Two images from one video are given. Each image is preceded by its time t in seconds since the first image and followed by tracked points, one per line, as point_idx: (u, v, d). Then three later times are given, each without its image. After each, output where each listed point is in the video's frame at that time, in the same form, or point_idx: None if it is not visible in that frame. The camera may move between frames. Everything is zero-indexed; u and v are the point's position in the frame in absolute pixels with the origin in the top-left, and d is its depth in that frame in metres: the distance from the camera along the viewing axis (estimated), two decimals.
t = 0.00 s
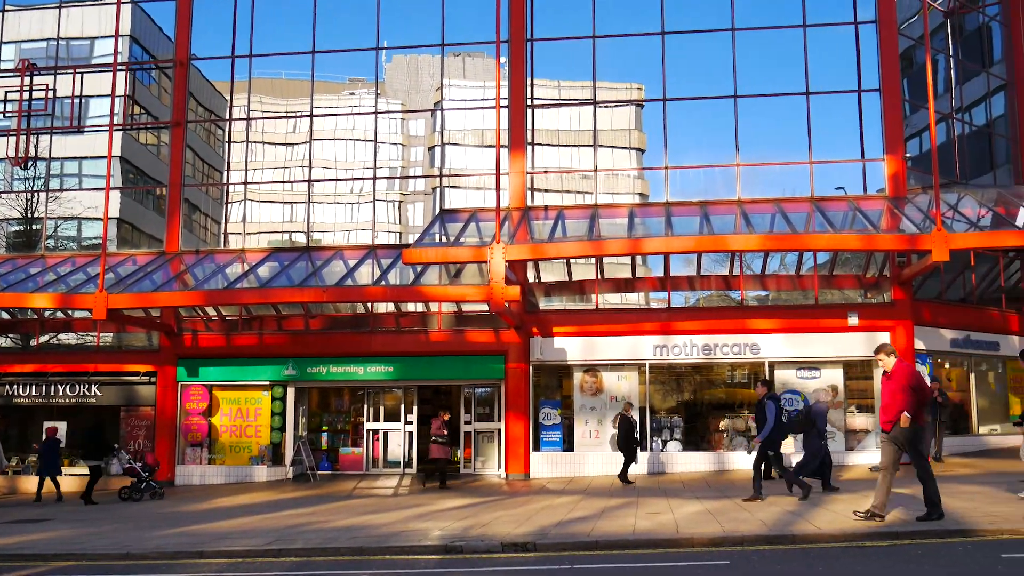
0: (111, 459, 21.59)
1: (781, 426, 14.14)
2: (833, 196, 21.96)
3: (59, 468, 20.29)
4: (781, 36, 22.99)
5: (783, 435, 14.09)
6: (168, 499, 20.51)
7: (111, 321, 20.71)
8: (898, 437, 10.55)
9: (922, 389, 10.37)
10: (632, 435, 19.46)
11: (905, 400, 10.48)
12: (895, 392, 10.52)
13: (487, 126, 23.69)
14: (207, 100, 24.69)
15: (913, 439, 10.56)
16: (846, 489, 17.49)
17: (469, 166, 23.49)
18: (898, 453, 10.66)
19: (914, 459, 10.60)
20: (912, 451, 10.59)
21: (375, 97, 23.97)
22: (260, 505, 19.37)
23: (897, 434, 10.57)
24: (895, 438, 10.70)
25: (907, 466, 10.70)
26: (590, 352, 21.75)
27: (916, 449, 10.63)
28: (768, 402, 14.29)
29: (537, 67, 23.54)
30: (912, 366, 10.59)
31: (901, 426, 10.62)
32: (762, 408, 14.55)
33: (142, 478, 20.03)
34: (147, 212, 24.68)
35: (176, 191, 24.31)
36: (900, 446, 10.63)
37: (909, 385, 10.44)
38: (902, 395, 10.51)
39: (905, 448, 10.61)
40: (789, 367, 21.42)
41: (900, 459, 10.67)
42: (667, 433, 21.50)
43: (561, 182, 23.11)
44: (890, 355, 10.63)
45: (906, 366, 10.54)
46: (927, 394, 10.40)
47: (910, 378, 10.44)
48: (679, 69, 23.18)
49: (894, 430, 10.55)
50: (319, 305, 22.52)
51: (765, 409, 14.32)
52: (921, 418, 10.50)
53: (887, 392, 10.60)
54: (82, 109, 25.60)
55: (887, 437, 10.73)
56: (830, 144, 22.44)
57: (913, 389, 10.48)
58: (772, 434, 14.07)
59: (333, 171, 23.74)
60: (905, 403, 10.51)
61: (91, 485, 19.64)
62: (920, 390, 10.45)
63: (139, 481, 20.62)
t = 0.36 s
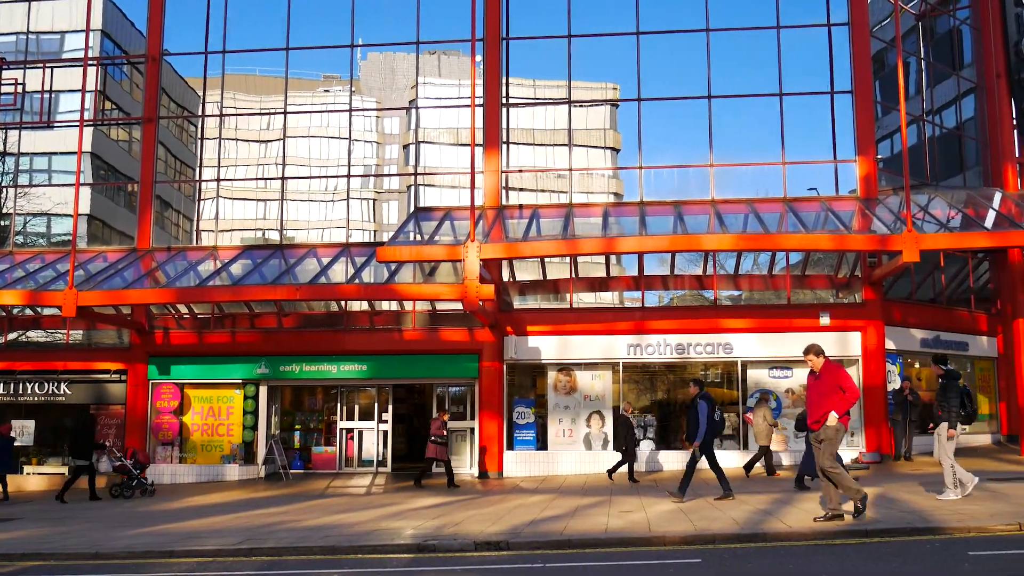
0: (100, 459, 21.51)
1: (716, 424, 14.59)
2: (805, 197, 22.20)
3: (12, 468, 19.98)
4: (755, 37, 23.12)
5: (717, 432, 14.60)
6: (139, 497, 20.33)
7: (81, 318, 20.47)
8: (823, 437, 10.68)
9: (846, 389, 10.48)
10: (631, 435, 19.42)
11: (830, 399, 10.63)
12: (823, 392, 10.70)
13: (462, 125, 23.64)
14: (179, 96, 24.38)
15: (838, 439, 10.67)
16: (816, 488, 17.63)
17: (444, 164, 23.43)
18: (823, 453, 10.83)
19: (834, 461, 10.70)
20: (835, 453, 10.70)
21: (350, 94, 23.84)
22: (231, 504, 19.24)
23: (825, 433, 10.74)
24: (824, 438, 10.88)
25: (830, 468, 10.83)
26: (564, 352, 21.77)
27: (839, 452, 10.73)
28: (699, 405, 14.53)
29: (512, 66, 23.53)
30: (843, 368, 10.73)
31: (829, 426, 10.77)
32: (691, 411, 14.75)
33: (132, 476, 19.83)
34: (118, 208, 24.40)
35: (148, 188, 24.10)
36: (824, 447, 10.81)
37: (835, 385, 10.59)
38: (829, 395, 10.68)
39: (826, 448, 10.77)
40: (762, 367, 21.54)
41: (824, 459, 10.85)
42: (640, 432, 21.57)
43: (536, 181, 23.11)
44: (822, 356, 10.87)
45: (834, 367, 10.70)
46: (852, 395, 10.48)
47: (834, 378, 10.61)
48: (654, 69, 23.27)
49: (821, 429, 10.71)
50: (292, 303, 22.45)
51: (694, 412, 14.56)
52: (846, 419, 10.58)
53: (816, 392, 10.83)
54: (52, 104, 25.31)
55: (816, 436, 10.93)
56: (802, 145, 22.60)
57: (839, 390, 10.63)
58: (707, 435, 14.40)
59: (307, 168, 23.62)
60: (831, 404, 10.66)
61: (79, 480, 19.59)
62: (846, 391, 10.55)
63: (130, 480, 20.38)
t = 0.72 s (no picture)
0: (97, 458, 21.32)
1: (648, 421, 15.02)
2: (780, 197, 22.34)
3: None
4: (730, 38, 23.23)
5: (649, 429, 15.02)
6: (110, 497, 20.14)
7: (51, 315, 20.23)
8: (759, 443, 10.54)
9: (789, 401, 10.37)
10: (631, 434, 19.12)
11: (771, 408, 10.47)
12: (765, 399, 10.52)
13: (438, 123, 23.59)
14: (152, 92, 24.15)
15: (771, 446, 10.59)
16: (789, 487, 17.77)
17: (420, 163, 23.39)
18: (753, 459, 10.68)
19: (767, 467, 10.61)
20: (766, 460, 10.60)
21: (326, 91, 23.70)
22: (204, 503, 19.10)
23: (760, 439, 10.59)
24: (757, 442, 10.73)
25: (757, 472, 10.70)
26: (539, 351, 21.77)
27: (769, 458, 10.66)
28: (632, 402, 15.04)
29: (488, 64, 23.51)
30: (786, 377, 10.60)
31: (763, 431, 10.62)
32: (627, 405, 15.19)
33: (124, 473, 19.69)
34: (89, 205, 24.05)
35: (120, 185, 23.82)
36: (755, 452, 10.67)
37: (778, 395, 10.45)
38: (771, 403, 10.50)
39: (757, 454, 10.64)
40: (736, 366, 21.62)
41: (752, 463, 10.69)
42: (615, 431, 21.61)
43: (512, 179, 23.09)
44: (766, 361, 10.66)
45: (778, 375, 10.54)
46: (793, 407, 10.37)
47: (779, 387, 10.47)
48: (630, 69, 23.33)
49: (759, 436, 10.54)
50: (266, 302, 22.28)
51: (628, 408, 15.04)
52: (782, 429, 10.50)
53: (757, 397, 10.59)
54: (23, 99, 24.87)
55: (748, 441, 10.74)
56: (777, 146, 22.73)
57: (781, 400, 10.50)
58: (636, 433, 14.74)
59: (282, 166, 23.48)
60: (771, 412, 10.49)
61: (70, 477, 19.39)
62: (788, 402, 10.43)
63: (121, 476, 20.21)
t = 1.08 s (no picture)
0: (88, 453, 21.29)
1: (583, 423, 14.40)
2: (755, 197, 22.49)
3: None
4: (707, 39, 23.30)
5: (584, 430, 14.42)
6: (81, 496, 19.94)
7: (22, 313, 20.01)
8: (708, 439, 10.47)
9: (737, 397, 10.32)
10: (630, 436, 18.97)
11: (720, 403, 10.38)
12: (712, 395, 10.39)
13: (415, 121, 23.58)
14: (127, 88, 23.98)
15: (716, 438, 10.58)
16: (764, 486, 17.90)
17: (397, 161, 23.34)
18: (699, 454, 10.63)
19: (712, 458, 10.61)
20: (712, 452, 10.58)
21: (302, 89, 23.56)
22: (177, 503, 18.96)
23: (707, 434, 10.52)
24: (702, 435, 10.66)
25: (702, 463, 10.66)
26: (515, 350, 21.76)
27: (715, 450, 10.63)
28: (566, 406, 14.29)
29: (465, 63, 23.47)
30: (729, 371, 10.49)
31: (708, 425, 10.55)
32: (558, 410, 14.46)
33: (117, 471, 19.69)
34: (62, 201, 23.79)
35: (93, 181, 23.57)
36: (701, 447, 10.62)
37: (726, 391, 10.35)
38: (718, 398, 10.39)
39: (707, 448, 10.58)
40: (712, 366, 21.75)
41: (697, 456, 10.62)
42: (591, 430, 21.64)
43: (489, 178, 23.08)
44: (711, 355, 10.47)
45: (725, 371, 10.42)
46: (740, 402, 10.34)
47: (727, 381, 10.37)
48: (607, 69, 23.37)
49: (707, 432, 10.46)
50: (241, 299, 22.19)
51: (562, 412, 14.30)
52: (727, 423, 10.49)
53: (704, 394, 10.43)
54: None
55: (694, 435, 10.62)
56: (752, 146, 22.89)
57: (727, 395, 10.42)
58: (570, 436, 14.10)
59: (258, 163, 23.41)
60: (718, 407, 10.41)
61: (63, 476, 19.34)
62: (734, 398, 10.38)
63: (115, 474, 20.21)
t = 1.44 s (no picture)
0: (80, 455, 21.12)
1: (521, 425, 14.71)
2: (732, 198, 22.63)
3: None
4: (684, 40, 23.38)
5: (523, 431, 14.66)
6: (54, 496, 19.72)
7: None
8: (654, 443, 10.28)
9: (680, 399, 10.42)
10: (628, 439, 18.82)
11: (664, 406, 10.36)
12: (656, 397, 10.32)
13: (393, 120, 23.50)
14: (102, 85, 23.66)
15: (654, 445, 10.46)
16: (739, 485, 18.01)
17: (374, 159, 23.26)
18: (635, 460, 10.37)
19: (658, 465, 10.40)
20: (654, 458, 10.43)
21: (280, 86, 23.42)
22: (151, 502, 18.80)
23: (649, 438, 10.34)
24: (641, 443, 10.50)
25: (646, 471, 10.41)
26: (493, 349, 21.76)
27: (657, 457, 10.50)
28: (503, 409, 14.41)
29: (444, 61, 23.42)
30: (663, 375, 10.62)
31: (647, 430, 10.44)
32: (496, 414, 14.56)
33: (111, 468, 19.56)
34: (35, 198, 23.54)
35: (66, 178, 23.31)
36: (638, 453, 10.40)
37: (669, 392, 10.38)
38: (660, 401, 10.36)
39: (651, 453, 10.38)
40: (689, 365, 21.80)
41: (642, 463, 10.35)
42: (568, 429, 21.63)
43: (467, 177, 22.98)
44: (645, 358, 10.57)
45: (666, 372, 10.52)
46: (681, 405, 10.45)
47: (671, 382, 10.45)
48: (586, 69, 23.38)
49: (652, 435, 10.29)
50: (216, 297, 22.23)
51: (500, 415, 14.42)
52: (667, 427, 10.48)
53: (648, 395, 10.35)
54: None
55: (635, 441, 10.40)
56: (731, 146, 23.00)
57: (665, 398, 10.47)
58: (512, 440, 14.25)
59: (234, 161, 23.23)
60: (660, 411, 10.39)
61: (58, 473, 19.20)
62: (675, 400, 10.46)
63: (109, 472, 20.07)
